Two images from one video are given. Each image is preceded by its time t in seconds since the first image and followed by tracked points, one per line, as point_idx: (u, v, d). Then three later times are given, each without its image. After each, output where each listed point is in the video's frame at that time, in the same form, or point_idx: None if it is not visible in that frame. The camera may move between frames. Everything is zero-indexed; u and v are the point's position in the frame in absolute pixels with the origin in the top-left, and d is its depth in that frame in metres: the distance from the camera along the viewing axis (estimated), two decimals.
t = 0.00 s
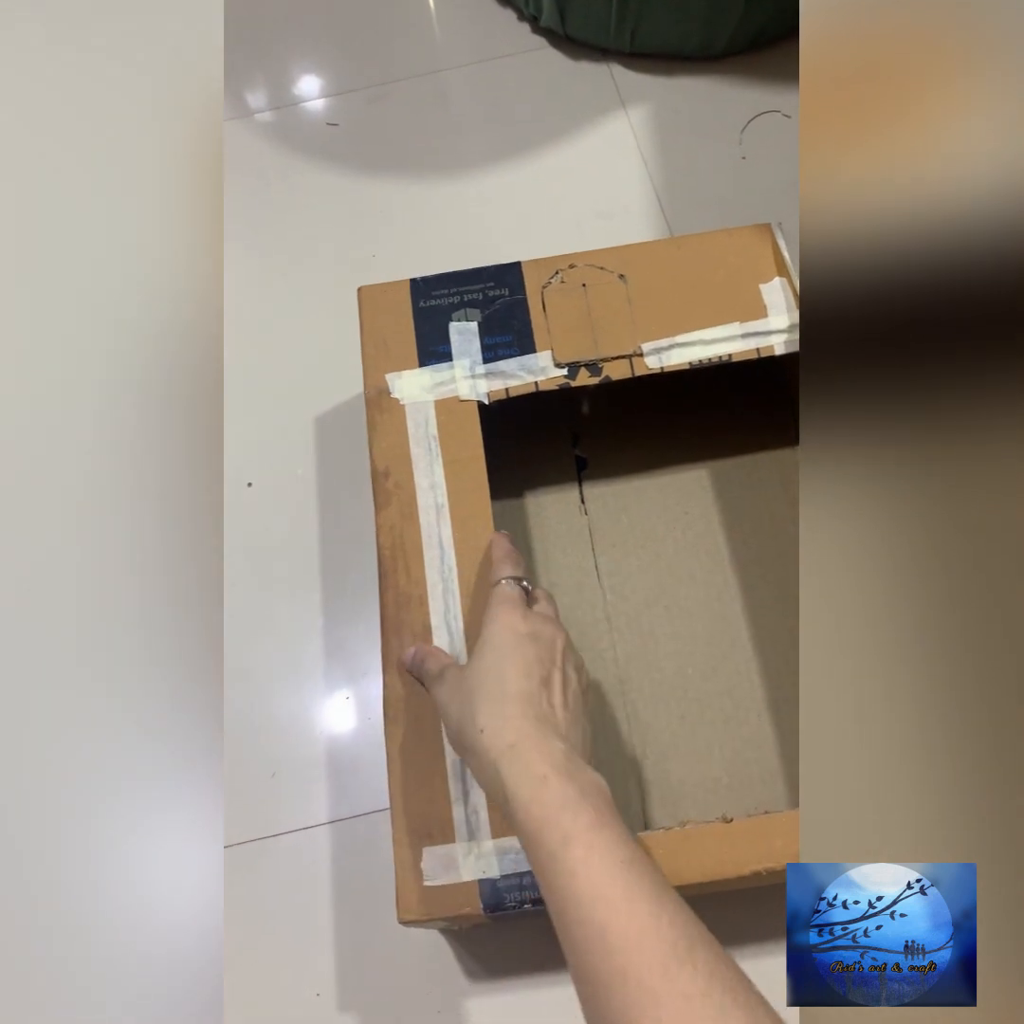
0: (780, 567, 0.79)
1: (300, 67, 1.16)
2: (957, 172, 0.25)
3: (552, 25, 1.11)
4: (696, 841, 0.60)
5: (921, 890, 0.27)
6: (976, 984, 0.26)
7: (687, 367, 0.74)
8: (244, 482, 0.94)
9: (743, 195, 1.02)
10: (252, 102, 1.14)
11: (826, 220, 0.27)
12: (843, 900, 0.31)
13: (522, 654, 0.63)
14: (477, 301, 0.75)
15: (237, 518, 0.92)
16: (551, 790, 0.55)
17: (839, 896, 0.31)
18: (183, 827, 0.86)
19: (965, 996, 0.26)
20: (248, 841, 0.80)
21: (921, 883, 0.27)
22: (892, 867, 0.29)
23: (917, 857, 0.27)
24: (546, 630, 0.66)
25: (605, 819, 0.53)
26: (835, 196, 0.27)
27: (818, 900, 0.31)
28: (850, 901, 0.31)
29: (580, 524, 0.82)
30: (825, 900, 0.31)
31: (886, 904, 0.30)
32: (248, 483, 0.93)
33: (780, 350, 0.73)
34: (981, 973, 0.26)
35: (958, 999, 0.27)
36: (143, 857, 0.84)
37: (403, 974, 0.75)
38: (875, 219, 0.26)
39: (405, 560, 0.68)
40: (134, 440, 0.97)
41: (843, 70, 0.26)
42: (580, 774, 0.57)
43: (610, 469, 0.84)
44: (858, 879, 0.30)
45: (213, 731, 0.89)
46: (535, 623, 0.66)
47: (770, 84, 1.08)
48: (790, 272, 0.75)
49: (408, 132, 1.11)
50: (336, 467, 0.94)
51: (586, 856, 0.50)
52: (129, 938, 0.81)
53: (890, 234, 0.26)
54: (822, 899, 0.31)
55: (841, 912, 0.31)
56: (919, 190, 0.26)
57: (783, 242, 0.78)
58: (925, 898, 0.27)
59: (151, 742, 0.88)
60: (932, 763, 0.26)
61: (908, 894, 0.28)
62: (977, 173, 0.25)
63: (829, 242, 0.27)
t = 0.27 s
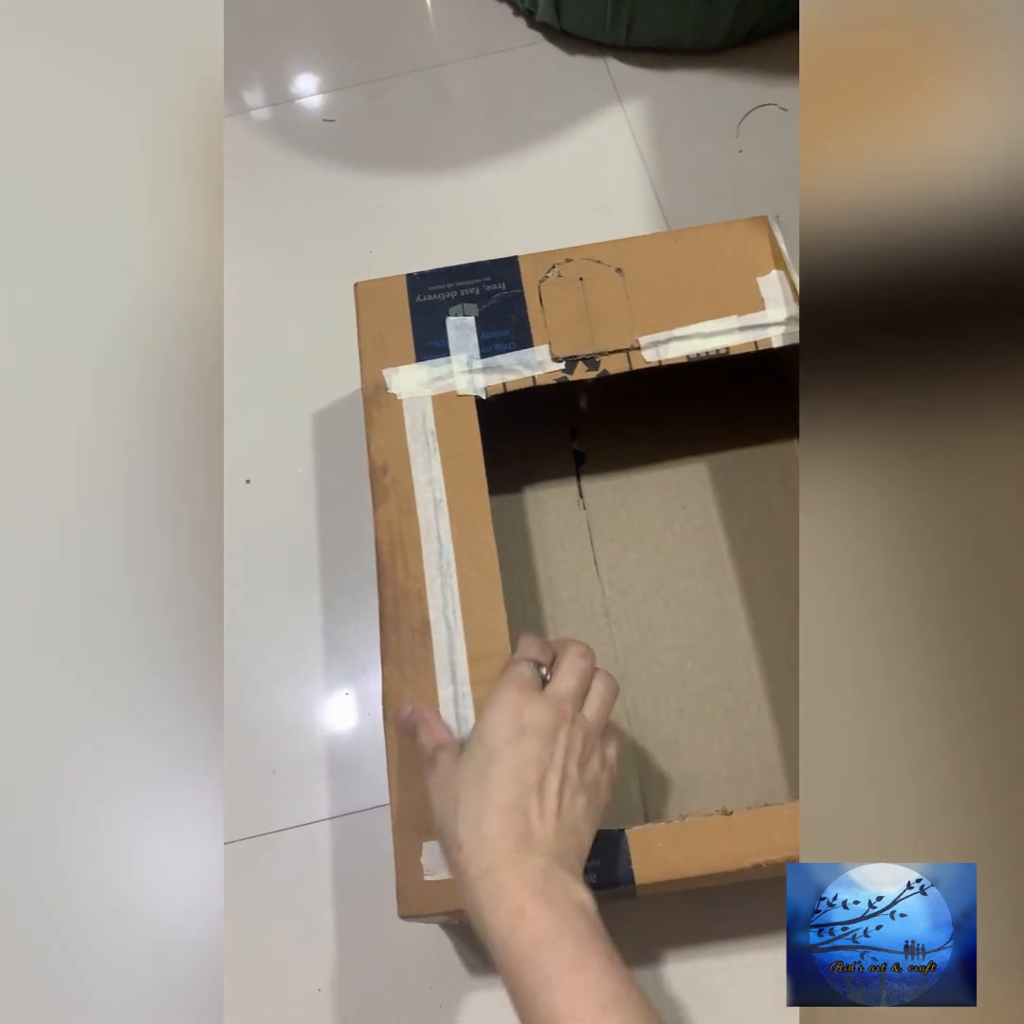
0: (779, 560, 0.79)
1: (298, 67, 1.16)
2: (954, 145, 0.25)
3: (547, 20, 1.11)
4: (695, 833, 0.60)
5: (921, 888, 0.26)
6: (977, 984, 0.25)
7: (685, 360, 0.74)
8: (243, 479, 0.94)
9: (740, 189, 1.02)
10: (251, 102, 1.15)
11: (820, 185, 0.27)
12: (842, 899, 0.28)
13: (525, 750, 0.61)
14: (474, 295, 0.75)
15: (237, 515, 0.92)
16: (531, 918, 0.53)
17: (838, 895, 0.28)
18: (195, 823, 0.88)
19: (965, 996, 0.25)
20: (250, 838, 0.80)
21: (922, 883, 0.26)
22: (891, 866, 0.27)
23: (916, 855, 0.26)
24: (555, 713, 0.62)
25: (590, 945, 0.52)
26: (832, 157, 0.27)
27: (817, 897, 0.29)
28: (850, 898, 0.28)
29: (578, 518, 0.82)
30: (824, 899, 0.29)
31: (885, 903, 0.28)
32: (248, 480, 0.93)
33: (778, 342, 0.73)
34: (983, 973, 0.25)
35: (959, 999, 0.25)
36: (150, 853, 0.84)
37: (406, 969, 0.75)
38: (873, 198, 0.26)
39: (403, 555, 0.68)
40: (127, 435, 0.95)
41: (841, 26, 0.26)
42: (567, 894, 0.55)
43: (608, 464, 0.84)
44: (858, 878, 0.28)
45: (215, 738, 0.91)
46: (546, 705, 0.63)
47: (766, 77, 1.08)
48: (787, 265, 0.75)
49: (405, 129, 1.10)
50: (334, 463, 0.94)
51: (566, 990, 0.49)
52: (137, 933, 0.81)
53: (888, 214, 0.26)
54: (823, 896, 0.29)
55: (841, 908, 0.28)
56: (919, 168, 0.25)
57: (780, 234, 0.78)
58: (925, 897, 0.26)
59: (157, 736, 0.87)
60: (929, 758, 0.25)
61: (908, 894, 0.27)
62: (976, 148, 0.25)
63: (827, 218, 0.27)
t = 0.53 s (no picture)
0: (778, 556, 0.79)
1: (295, 68, 1.17)
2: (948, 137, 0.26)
3: (545, 20, 1.11)
4: (697, 828, 0.61)
5: (923, 890, 0.28)
6: (976, 984, 0.27)
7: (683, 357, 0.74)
8: (243, 478, 0.94)
9: (738, 186, 1.02)
10: (248, 103, 1.15)
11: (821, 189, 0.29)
12: (844, 900, 0.32)
13: (493, 762, 0.59)
14: (472, 294, 0.76)
15: (237, 514, 0.92)
16: (469, 920, 0.53)
17: (840, 897, 0.32)
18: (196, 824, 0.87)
19: (965, 996, 0.27)
20: (251, 836, 0.81)
21: (922, 883, 0.28)
22: (892, 867, 0.29)
23: (917, 857, 0.28)
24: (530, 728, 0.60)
25: (523, 947, 0.52)
26: (827, 163, 0.28)
27: (819, 899, 0.33)
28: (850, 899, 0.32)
29: (578, 514, 0.83)
30: (826, 900, 0.32)
31: (887, 905, 0.31)
32: (248, 479, 0.94)
33: (776, 338, 0.73)
34: (980, 973, 0.27)
35: (959, 999, 0.27)
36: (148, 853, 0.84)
37: (406, 967, 0.75)
38: (874, 210, 0.27)
39: (404, 552, 0.68)
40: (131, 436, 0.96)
41: (832, 30, 0.28)
42: (510, 901, 0.54)
43: (607, 460, 0.84)
44: (858, 879, 0.31)
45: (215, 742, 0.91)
46: (522, 717, 0.60)
47: (763, 75, 1.08)
48: (785, 261, 0.75)
49: (403, 128, 1.11)
50: (335, 462, 0.94)
51: (492, 989, 0.50)
52: (137, 934, 0.81)
53: (887, 225, 0.27)
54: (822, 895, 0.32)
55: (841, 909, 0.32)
56: (919, 171, 0.26)
57: (778, 231, 0.78)
58: (927, 899, 0.28)
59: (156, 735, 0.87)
60: (931, 756, 0.26)
61: (908, 894, 0.29)
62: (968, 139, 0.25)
63: (829, 239, 0.28)
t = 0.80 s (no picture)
0: (779, 554, 0.79)
1: (294, 69, 1.16)
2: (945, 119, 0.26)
3: (543, 20, 1.11)
4: (699, 825, 0.61)
5: (922, 890, 0.28)
6: (976, 984, 0.27)
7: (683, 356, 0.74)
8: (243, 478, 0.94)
9: (737, 186, 1.02)
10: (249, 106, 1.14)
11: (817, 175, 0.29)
12: (844, 900, 0.32)
13: (474, 716, 0.60)
14: (472, 294, 0.76)
15: (237, 515, 0.92)
16: (436, 851, 0.54)
17: (839, 896, 0.32)
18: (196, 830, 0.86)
19: (965, 996, 0.27)
20: (250, 836, 0.81)
21: (922, 883, 0.28)
22: (891, 867, 0.29)
23: (917, 858, 0.28)
24: (515, 687, 0.61)
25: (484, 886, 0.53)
26: (822, 146, 0.28)
27: (819, 899, 0.33)
28: (850, 899, 0.32)
29: (578, 513, 0.83)
30: (826, 899, 0.32)
31: (886, 904, 0.31)
32: (248, 480, 0.94)
33: (775, 336, 0.73)
34: (980, 973, 0.27)
35: (959, 998, 0.28)
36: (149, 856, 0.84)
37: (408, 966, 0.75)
38: (876, 205, 0.27)
39: (404, 552, 0.68)
40: (134, 440, 0.98)
41: (825, 16, 0.28)
42: (477, 848, 0.56)
43: (607, 460, 0.84)
44: (858, 879, 0.31)
45: (215, 745, 0.89)
46: (508, 675, 0.61)
47: (762, 74, 1.08)
48: (785, 260, 0.75)
49: (402, 129, 1.11)
50: (335, 461, 0.94)
51: (453, 912, 0.51)
52: (138, 937, 0.81)
53: (891, 217, 0.27)
54: (821, 894, 0.32)
55: (841, 909, 0.32)
56: (913, 174, 0.27)
57: (777, 230, 0.78)
58: (926, 898, 0.28)
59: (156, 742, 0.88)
60: (936, 754, 0.26)
61: (907, 894, 0.29)
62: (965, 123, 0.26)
63: (831, 235, 0.28)
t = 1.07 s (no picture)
0: (782, 555, 0.80)
1: (296, 74, 1.17)
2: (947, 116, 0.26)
3: (545, 24, 1.12)
4: (703, 826, 0.61)
5: (923, 890, 0.28)
6: (976, 984, 0.27)
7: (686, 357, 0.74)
8: (248, 481, 0.94)
9: (740, 188, 1.03)
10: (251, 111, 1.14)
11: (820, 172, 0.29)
12: (844, 899, 0.32)
13: (461, 717, 0.60)
14: (476, 297, 0.76)
15: (241, 518, 0.93)
16: (426, 852, 0.54)
17: (840, 895, 0.32)
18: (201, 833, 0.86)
19: (965, 996, 0.28)
20: (254, 839, 0.81)
21: (921, 883, 0.29)
22: (892, 866, 0.30)
23: (919, 858, 0.28)
24: (502, 687, 0.60)
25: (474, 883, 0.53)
26: (821, 146, 0.29)
27: (819, 899, 0.33)
28: (850, 899, 0.32)
29: (582, 515, 0.83)
30: (827, 899, 0.32)
31: (887, 904, 0.31)
32: (252, 482, 0.94)
33: (778, 338, 0.74)
34: (981, 973, 0.27)
35: (959, 999, 0.28)
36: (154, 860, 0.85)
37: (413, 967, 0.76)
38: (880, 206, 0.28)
39: (409, 554, 0.69)
40: (141, 446, 0.99)
41: (824, 13, 0.28)
42: (469, 848, 0.56)
43: (611, 463, 0.84)
44: (859, 878, 0.31)
45: (217, 747, 0.89)
46: (493, 676, 0.61)
47: (764, 77, 1.09)
48: (787, 262, 0.76)
49: (404, 132, 1.11)
50: (339, 464, 0.94)
51: (443, 909, 0.51)
52: (143, 939, 0.81)
53: (894, 216, 0.27)
54: (821, 895, 0.32)
55: (841, 909, 0.32)
56: (911, 178, 0.27)
57: (779, 232, 0.79)
58: (926, 898, 0.28)
59: (160, 743, 0.89)
60: (935, 753, 0.26)
61: (908, 894, 0.30)
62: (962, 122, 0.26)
63: (833, 233, 0.29)
